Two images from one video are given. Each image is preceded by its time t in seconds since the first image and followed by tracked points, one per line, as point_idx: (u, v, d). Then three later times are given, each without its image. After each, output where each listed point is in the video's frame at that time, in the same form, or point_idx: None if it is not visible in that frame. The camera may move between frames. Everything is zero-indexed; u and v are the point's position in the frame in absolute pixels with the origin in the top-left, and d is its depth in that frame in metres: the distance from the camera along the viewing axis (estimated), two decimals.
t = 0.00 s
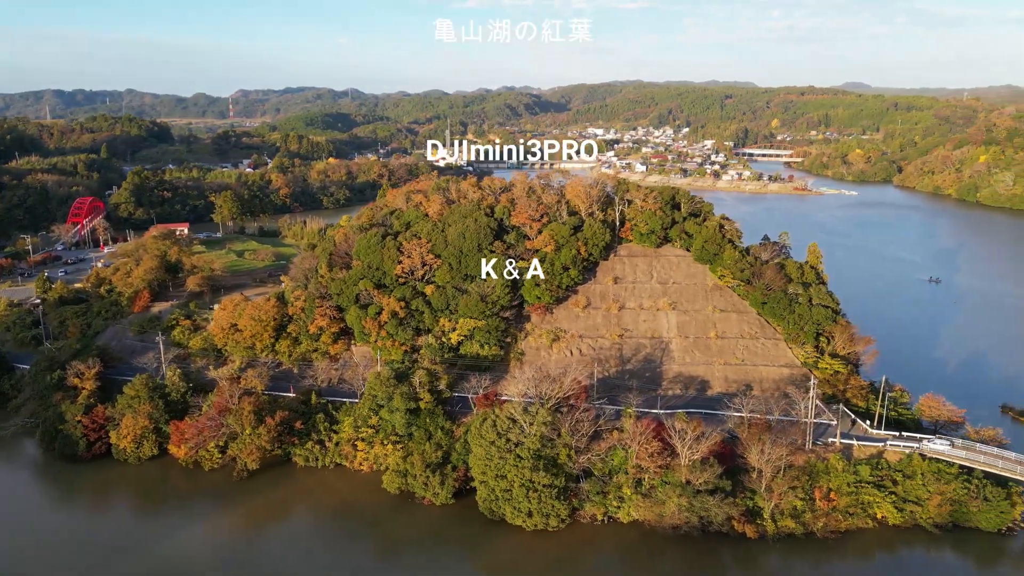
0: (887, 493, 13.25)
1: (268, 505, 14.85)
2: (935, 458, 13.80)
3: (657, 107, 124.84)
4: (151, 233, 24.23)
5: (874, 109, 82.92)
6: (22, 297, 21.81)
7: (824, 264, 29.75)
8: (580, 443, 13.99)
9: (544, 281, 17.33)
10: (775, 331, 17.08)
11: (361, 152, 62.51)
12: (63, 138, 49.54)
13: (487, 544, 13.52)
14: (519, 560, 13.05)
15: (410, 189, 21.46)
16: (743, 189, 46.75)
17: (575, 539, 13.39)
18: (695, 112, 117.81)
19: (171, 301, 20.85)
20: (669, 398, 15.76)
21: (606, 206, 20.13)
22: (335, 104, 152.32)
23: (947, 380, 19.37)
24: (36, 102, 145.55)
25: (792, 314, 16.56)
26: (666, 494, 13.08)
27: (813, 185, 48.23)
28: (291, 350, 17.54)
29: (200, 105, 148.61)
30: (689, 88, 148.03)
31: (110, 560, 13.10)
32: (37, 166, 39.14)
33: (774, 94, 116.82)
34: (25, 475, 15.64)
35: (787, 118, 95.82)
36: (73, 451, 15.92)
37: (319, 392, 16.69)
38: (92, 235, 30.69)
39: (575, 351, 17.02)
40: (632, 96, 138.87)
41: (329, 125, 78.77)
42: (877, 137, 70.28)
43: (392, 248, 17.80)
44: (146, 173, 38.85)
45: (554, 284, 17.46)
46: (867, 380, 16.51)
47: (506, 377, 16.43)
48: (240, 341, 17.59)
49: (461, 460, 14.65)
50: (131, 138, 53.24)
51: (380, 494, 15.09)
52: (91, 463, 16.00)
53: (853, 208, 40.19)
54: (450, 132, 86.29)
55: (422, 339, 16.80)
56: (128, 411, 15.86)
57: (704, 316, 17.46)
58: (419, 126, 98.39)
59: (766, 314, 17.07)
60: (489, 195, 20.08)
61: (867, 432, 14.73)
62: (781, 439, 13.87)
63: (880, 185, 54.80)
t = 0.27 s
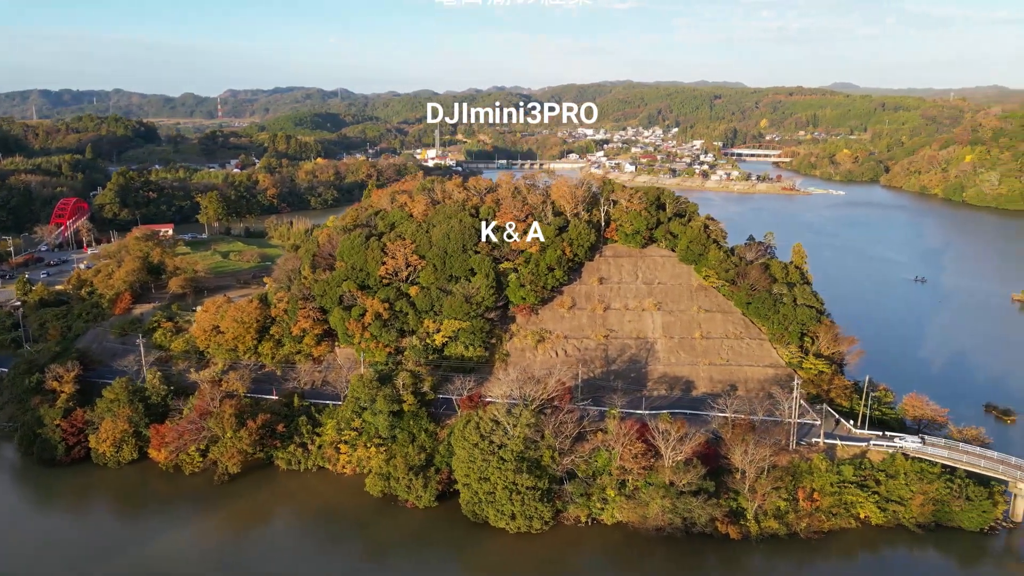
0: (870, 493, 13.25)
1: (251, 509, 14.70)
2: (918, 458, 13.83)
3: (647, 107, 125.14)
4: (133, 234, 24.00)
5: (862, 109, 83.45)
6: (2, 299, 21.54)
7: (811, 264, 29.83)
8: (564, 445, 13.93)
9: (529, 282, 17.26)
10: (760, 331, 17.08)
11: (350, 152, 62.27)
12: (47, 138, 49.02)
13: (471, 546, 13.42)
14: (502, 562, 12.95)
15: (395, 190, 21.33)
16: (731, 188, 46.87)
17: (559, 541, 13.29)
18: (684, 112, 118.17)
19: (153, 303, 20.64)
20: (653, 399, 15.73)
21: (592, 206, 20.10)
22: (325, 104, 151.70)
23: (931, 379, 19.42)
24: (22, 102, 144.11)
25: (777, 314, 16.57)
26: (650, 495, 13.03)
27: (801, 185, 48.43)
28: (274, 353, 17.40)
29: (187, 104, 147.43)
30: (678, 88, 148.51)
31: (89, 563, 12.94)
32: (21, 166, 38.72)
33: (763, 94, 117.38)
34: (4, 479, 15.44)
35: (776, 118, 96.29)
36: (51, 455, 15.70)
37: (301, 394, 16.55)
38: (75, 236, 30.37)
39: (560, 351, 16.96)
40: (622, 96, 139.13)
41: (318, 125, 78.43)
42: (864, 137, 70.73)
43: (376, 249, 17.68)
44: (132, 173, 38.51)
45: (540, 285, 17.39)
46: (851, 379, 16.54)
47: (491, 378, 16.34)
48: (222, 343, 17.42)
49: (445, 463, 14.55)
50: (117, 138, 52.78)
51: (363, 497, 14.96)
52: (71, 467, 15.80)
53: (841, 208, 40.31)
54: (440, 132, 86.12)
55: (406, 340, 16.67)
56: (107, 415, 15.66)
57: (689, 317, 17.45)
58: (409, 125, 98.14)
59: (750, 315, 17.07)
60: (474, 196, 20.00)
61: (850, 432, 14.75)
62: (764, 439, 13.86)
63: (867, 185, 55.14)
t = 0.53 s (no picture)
0: (852, 493, 13.26)
1: (232, 513, 14.55)
2: (901, 457, 13.85)
3: (636, 107, 125.41)
4: (114, 235, 23.72)
5: (849, 109, 84.03)
6: None
7: (798, 263, 29.91)
8: (547, 447, 13.85)
9: (514, 282, 17.17)
10: (744, 332, 17.09)
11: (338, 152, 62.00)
12: (31, 138, 48.49)
13: (454, 549, 13.32)
14: (485, 565, 12.85)
15: (379, 190, 21.19)
16: (719, 188, 46.95)
17: (542, 543, 13.21)
18: (673, 112, 118.55)
19: (134, 305, 20.41)
20: (638, 400, 15.69)
21: (576, 207, 20.06)
22: (313, 104, 151.04)
23: (914, 378, 19.48)
24: (6, 102, 142.56)
25: (761, 314, 16.58)
26: (633, 496, 12.98)
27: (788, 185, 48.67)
28: (256, 355, 17.23)
29: (174, 104, 146.22)
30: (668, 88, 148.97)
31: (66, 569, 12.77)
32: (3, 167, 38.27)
33: (751, 94, 117.96)
34: None
35: (763, 118, 96.78)
36: (28, 460, 15.45)
37: (283, 397, 16.39)
38: (57, 237, 30.04)
39: (545, 352, 16.88)
40: (612, 96, 139.41)
41: (306, 125, 78.06)
42: (851, 137, 71.21)
43: (359, 250, 17.53)
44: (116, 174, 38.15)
45: (524, 285, 17.31)
46: (835, 379, 16.57)
47: (475, 380, 16.24)
48: (204, 345, 17.22)
49: (428, 466, 14.44)
50: (102, 138, 52.29)
51: (346, 500, 14.82)
52: (50, 471, 15.59)
53: (827, 207, 40.45)
54: (429, 132, 85.93)
55: (389, 342, 16.53)
56: (85, 419, 15.44)
57: (673, 317, 17.43)
58: (398, 125, 97.85)
59: (734, 315, 17.08)
60: (459, 196, 19.90)
61: (834, 432, 14.77)
62: (748, 439, 13.84)
63: (854, 185, 55.51)
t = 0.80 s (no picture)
0: (835, 493, 13.26)
1: (213, 517, 14.39)
2: (883, 457, 13.88)
3: (625, 107, 125.67)
4: (95, 237, 23.42)
5: (836, 109, 84.58)
6: None
7: (784, 263, 30.00)
8: (530, 448, 13.76)
9: (498, 283, 17.06)
10: (728, 332, 17.09)
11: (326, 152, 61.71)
12: (14, 138, 47.93)
13: (436, 552, 13.20)
14: (467, 568, 12.75)
15: (362, 191, 21.03)
16: (707, 188, 47.05)
17: (525, 546, 13.12)
18: (662, 112, 118.87)
19: (115, 308, 20.18)
20: (622, 400, 15.63)
21: (560, 207, 20.04)
22: (301, 104, 150.27)
23: (898, 377, 19.54)
24: None
25: (745, 314, 16.58)
26: (616, 497, 12.91)
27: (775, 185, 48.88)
28: (238, 357, 17.06)
29: (161, 104, 144.86)
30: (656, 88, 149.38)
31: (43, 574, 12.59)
32: None
33: (739, 94, 118.52)
34: None
35: (751, 118, 97.23)
36: (4, 465, 15.20)
37: (265, 400, 16.23)
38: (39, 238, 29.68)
39: (529, 353, 16.79)
40: (601, 96, 139.63)
41: (294, 125, 77.65)
42: (838, 137, 71.65)
43: (341, 251, 17.39)
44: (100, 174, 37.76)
45: (508, 286, 17.22)
46: (819, 379, 16.57)
47: (458, 381, 16.12)
48: (184, 348, 17.03)
49: (410, 468, 14.32)
50: (86, 138, 51.76)
51: (327, 504, 14.67)
52: (26, 476, 15.34)
53: (814, 207, 40.61)
54: (418, 132, 85.71)
55: (372, 343, 16.38)
56: (62, 423, 15.22)
57: (658, 317, 17.40)
58: (387, 125, 97.53)
59: (718, 315, 17.08)
60: (443, 197, 19.79)
61: (817, 431, 14.77)
62: (731, 440, 13.81)
63: (840, 184, 55.86)
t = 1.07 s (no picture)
0: (818, 493, 13.26)
1: (193, 521, 14.22)
2: (866, 456, 13.91)
3: (614, 107, 125.90)
4: (75, 238, 23.11)
5: (823, 109, 85.05)
6: None
7: (770, 262, 30.09)
8: (513, 450, 13.67)
9: (482, 284, 16.96)
10: (713, 332, 17.08)
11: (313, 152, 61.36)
12: None
13: (418, 556, 13.08)
14: (449, 572, 12.64)
15: (346, 191, 20.87)
16: (695, 188, 47.15)
17: (508, 549, 13.03)
18: (651, 111, 119.13)
19: (95, 310, 19.93)
20: (606, 401, 15.58)
21: (545, 208, 19.99)
22: (289, 104, 149.42)
23: (882, 376, 19.62)
24: None
25: (728, 314, 16.57)
26: (598, 499, 12.84)
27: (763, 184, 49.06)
28: (219, 359, 16.88)
29: (148, 104, 143.57)
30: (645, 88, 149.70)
31: None
32: None
33: (728, 94, 118.97)
34: None
35: (740, 118, 97.62)
36: None
37: (246, 403, 16.06)
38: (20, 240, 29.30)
39: (513, 354, 16.70)
40: (590, 96, 139.78)
41: (282, 125, 77.21)
42: (825, 136, 72.01)
43: (324, 252, 17.24)
44: (83, 175, 37.35)
45: (492, 287, 17.14)
46: (803, 378, 16.59)
47: (442, 382, 16.01)
48: (165, 350, 16.83)
49: (393, 471, 14.20)
50: (70, 138, 51.21)
51: (309, 507, 14.52)
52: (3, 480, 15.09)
53: (800, 206, 40.78)
54: (407, 132, 85.45)
55: (355, 345, 16.24)
56: (40, 427, 15.00)
57: (642, 317, 17.37)
58: (376, 125, 97.19)
59: (703, 315, 17.06)
60: (427, 197, 19.68)
61: (800, 431, 14.78)
62: (714, 440, 13.80)
63: (827, 184, 56.16)
